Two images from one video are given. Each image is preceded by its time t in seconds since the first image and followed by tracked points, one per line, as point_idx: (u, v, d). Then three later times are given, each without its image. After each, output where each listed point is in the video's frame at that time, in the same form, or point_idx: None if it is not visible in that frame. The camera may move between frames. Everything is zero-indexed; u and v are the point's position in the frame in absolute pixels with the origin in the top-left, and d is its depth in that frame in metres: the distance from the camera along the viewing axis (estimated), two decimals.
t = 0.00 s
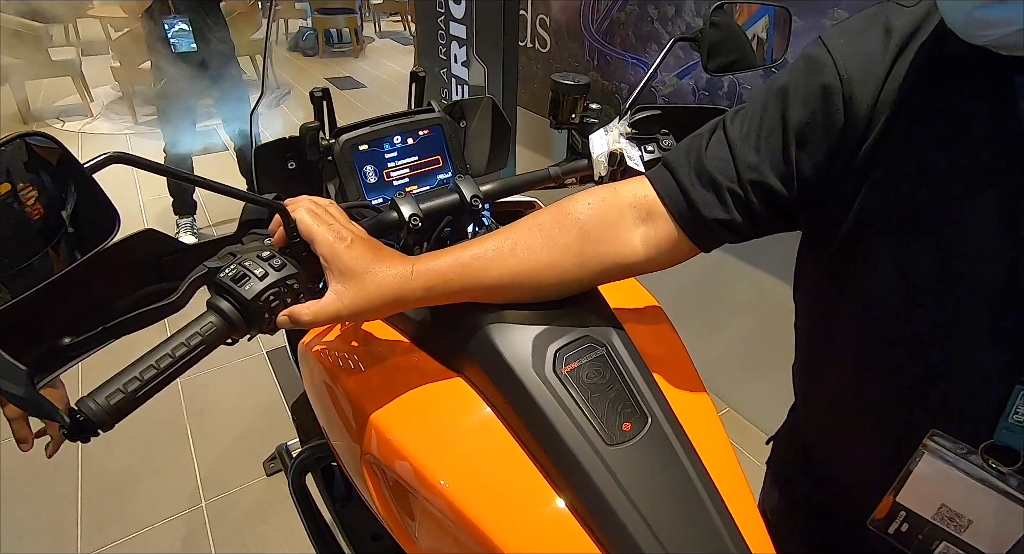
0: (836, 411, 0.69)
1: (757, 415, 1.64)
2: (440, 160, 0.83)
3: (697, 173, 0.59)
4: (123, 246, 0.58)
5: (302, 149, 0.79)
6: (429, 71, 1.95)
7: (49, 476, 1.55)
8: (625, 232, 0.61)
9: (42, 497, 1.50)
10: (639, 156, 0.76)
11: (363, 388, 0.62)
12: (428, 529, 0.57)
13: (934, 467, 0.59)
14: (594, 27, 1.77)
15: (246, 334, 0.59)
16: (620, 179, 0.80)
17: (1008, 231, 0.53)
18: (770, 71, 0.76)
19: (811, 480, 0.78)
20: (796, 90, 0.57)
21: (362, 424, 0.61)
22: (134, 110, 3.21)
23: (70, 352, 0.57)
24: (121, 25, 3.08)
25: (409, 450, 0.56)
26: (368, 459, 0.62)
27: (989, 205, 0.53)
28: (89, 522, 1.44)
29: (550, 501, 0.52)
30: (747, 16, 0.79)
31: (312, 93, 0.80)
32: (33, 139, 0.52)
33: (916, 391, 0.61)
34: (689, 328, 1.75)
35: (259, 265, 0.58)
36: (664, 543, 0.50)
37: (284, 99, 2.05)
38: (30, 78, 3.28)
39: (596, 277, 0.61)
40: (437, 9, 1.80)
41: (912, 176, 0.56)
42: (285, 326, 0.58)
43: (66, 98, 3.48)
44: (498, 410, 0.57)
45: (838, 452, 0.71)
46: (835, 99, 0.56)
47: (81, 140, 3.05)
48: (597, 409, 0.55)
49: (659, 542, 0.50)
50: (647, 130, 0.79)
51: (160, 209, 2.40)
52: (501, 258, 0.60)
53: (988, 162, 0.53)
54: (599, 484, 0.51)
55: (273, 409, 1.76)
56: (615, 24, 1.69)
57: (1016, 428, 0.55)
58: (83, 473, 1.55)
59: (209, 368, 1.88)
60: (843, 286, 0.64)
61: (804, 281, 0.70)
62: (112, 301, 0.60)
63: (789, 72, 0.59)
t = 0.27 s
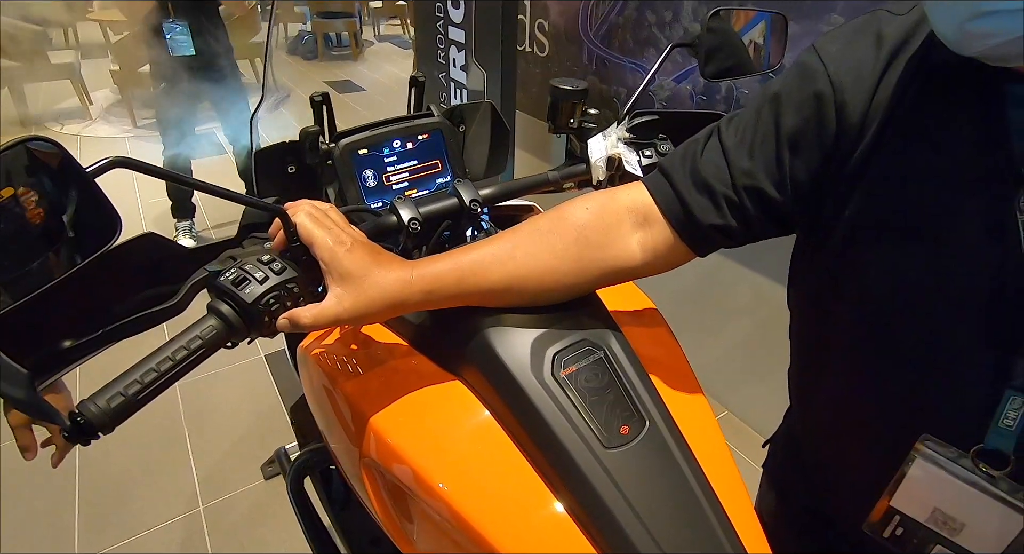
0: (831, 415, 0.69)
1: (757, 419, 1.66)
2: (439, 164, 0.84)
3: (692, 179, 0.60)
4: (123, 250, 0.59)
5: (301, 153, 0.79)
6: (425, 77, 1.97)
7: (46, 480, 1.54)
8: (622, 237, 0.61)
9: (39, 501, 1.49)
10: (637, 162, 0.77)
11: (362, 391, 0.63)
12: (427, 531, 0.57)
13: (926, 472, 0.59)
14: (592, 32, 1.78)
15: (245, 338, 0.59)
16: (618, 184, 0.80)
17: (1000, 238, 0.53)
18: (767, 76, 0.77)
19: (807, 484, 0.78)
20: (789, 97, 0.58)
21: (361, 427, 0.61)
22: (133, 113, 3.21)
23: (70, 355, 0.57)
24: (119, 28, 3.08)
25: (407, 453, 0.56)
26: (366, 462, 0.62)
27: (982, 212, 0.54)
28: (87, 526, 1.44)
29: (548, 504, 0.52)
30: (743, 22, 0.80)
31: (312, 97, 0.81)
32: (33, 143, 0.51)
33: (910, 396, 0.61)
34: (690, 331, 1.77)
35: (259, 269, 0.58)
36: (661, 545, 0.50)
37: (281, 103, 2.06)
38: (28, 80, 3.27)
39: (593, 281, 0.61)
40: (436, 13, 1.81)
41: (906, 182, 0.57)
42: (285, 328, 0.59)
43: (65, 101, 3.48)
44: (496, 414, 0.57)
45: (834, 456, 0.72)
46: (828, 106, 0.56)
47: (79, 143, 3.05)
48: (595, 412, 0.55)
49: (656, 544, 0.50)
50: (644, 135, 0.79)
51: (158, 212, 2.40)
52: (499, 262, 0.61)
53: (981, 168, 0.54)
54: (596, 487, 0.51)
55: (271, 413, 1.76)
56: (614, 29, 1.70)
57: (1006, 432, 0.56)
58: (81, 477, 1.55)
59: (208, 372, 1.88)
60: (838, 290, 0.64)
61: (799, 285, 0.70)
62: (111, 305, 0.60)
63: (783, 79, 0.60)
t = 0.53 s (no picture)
0: (830, 417, 0.69)
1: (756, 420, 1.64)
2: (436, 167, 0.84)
3: (692, 181, 0.59)
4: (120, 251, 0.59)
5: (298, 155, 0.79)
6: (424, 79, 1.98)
7: (43, 482, 1.54)
8: (619, 238, 0.61)
9: (37, 503, 1.49)
10: (634, 163, 0.77)
11: (359, 393, 0.62)
12: (424, 535, 0.57)
13: (924, 472, 0.59)
14: (591, 33, 1.78)
15: (242, 340, 0.59)
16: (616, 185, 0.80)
17: (999, 240, 0.53)
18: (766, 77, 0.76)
19: (807, 486, 0.78)
20: (789, 98, 0.58)
21: (358, 430, 0.61)
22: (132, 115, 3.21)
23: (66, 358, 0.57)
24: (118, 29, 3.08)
25: (404, 456, 0.56)
26: (364, 465, 0.62)
27: (980, 214, 0.54)
28: (84, 528, 1.43)
29: (546, 507, 0.52)
30: (742, 23, 0.79)
31: (309, 99, 0.80)
32: (30, 146, 0.51)
33: (909, 398, 0.61)
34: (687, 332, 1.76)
35: (255, 271, 0.58)
36: (659, 549, 0.50)
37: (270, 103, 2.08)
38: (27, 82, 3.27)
39: (591, 283, 0.61)
40: (434, 14, 1.81)
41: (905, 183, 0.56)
42: (280, 332, 0.58)
43: (65, 103, 3.48)
44: (494, 416, 0.57)
45: (833, 458, 0.71)
46: (828, 107, 0.56)
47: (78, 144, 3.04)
48: (593, 414, 0.55)
49: (654, 546, 0.50)
50: (643, 137, 0.79)
51: (157, 214, 2.39)
52: (496, 264, 0.61)
53: (979, 170, 0.53)
54: (594, 490, 0.51)
55: (270, 415, 1.75)
56: (613, 30, 1.70)
57: (1006, 435, 0.55)
58: (78, 479, 1.55)
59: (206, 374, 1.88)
60: (836, 292, 0.64)
61: (798, 287, 0.70)
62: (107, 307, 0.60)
63: (783, 80, 0.60)
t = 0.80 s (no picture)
0: (827, 420, 0.69)
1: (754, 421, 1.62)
2: (433, 170, 0.83)
3: (687, 186, 0.59)
4: (116, 257, 0.58)
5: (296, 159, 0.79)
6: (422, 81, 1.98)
7: (42, 485, 1.54)
8: (616, 242, 0.61)
9: (36, 506, 1.49)
10: (632, 167, 0.76)
11: (357, 398, 0.62)
12: (421, 539, 0.57)
13: (925, 478, 0.59)
14: (590, 35, 1.78)
15: (238, 346, 0.59)
16: (614, 190, 0.80)
17: (994, 243, 0.53)
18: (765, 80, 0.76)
19: (804, 489, 0.78)
20: (783, 104, 0.58)
21: (356, 434, 0.61)
22: (132, 117, 3.21)
23: (62, 364, 0.57)
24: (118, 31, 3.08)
25: (401, 461, 0.56)
26: (361, 469, 0.62)
27: (975, 217, 0.53)
28: (83, 531, 1.43)
29: (543, 511, 0.52)
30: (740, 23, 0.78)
31: (307, 102, 0.80)
32: (29, 153, 0.52)
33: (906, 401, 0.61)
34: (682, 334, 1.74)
35: (252, 277, 0.58)
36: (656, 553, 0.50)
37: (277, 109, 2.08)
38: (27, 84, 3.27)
39: (587, 287, 0.61)
40: (433, 16, 1.81)
41: (900, 187, 0.56)
42: (278, 334, 0.58)
43: (65, 105, 3.48)
44: (491, 421, 0.57)
45: (831, 461, 0.71)
46: (821, 112, 0.56)
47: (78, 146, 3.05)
48: (590, 419, 0.55)
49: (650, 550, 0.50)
50: (640, 140, 0.79)
51: (156, 216, 2.39)
52: (493, 269, 0.61)
53: (974, 174, 0.53)
54: (591, 494, 0.51)
55: (269, 417, 1.75)
56: (611, 32, 1.70)
57: (1003, 439, 0.54)
58: (77, 482, 1.55)
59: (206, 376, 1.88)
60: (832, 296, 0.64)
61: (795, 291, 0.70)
62: (104, 313, 0.60)
63: (775, 86, 0.60)
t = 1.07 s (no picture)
0: (837, 421, 0.69)
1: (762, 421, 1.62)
2: (441, 168, 0.84)
3: (694, 186, 0.59)
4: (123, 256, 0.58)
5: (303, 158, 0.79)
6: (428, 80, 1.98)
7: (52, 483, 1.55)
8: (623, 241, 0.61)
9: (46, 504, 1.50)
10: (640, 165, 0.76)
11: (364, 397, 0.62)
12: (429, 540, 0.57)
13: (935, 478, 0.58)
14: (596, 33, 1.77)
15: (245, 345, 0.58)
16: (622, 189, 0.78)
17: (1007, 241, 0.52)
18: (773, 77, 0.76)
19: (813, 490, 0.77)
20: (791, 103, 0.57)
21: (363, 434, 0.61)
22: (139, 117, 3.23)
23: (69, 365, 0.56)
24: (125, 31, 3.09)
25: (409, 461, 0.56)
26: (368, 470, 0.61)
27: (988, 217, 0.53)
28: (91, 530, 1.44)
29: (551, 512, 0.52)
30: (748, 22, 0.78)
31: (314, 102, 0.80)
32: (38, 152, 0.52)
33: (917, 403, 0.60)
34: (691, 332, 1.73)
35: (259, 276, 0.58)
36: None
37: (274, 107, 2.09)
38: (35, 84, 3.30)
39: (595, 287, 0.61)
40: (439, 15, 1.81)
41: (911, 186, 0.56)
42: (279, 314, 0.56)
43: (72, 105, 3.50)
44: (499, 421, 0.57)
45: (841, 463, 0.71)
46: (830, 111, 0.56)
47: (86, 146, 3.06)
48: (599, 419, 0.54)
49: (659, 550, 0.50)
50: (648, 138, 0.79)
51: (164, 215, 2.40)
52: (500, 267, 0.60)
53: (986, 172, 0.53)
54: (600, 496, 0.51)
55: (276, 416, 1.75)
56: (617, 30, 1.69)
57: (1018, 439, 0.54)
58: (85, 481, 1.55)
59: (213, 375, 1.88)
60: (842, 295, 0.63)
61: (804, 290, 0.69)
62: (116, 312, 0.61)
63: (784, 83, 0.59)
